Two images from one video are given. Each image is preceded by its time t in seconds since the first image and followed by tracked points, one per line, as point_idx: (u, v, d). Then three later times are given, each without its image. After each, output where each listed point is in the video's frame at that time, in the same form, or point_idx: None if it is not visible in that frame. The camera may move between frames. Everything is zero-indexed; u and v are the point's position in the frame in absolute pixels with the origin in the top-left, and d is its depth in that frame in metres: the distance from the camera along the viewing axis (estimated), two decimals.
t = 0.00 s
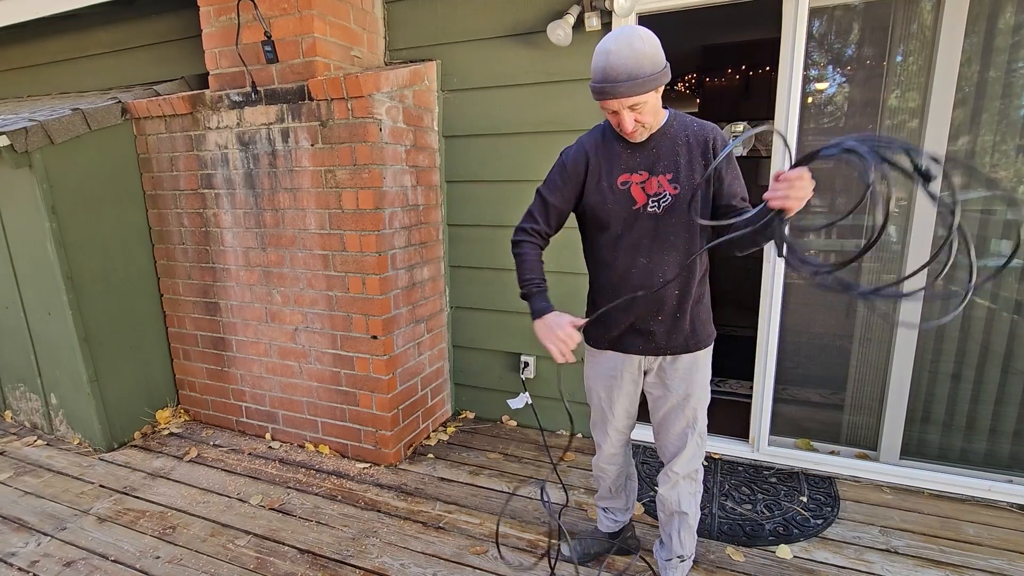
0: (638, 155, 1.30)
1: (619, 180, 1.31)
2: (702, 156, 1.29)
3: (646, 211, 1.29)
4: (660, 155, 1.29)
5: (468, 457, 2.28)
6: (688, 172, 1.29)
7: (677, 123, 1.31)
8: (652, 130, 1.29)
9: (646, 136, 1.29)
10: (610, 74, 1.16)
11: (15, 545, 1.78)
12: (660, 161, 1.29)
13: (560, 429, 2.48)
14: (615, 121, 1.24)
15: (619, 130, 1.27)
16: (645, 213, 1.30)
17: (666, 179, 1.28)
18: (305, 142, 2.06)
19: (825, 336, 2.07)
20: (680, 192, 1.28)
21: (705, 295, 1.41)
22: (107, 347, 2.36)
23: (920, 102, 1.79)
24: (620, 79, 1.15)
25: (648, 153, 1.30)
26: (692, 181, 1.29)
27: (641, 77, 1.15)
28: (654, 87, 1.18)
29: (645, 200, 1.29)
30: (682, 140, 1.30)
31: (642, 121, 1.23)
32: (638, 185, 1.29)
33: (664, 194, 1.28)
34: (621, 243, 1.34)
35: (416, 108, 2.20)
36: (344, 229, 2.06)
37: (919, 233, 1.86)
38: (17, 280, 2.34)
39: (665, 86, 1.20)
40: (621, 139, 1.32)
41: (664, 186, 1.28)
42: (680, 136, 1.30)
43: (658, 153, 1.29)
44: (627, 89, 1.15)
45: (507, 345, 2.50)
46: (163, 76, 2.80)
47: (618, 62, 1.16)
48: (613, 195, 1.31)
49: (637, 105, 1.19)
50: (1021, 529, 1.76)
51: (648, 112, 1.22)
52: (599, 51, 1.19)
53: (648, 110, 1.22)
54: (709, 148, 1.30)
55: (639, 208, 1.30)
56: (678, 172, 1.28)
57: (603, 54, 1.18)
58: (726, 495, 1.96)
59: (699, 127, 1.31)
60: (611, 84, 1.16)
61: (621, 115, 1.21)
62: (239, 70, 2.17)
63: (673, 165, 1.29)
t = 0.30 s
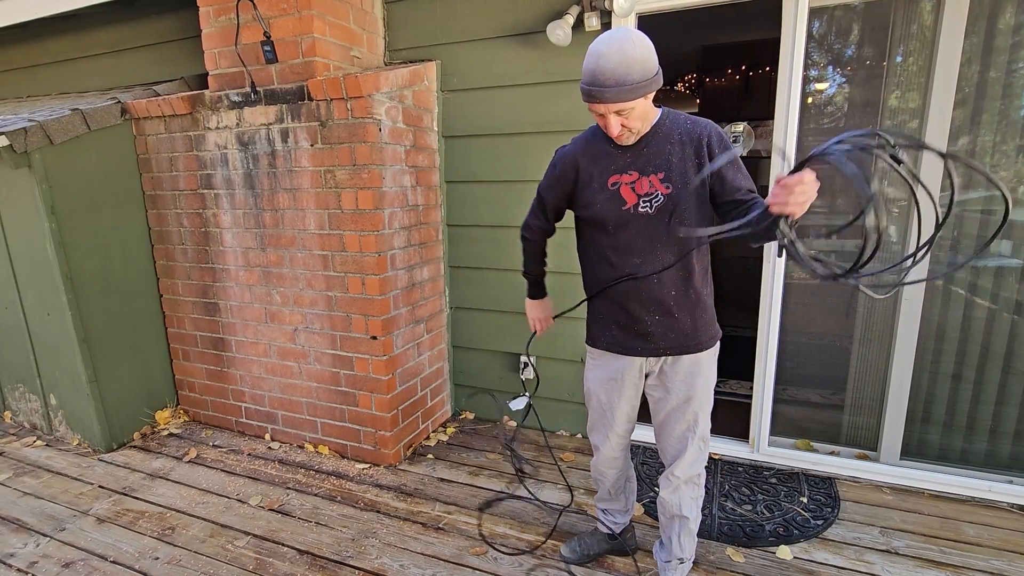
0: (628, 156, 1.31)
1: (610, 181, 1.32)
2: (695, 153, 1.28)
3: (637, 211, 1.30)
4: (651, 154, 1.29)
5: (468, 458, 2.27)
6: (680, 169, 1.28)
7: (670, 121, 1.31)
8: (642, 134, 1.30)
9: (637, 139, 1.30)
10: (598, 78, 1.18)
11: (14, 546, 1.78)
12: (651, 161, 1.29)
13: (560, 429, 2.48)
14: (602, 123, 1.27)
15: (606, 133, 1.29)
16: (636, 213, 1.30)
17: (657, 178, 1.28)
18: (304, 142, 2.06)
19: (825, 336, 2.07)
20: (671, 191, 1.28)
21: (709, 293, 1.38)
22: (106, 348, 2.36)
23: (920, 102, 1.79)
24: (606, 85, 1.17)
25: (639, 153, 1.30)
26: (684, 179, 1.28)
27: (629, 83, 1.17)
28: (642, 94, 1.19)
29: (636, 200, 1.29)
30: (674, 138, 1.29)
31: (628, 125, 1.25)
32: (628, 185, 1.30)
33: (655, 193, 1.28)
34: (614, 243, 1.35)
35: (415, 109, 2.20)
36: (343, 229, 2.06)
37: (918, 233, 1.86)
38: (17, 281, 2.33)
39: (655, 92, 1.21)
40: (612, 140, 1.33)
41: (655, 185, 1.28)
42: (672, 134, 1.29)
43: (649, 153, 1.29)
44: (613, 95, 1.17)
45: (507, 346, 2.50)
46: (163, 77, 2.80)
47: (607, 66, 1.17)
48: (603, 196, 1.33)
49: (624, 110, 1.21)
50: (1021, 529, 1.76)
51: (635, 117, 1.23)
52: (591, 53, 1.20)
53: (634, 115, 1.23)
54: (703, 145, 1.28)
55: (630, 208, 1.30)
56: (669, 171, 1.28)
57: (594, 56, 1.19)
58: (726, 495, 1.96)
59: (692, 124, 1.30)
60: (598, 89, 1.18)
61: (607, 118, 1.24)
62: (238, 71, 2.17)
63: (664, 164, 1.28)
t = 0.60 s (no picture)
0: (628, 156, 1.32)
1: (608, 181, 1.33)
2: (694, 155, 1.26)
3: (631, 212, 1.30)
4: (649, 155, 1.29)
5: (468, 459, 2.27)
6: (677, 171, 1.27)
7: (672, 123, 1.30)
8: (645, 127, 1.29)
9: (639, 132, 1.29)
10: (606, 55, 1.17)
11: (14, 546, 1.78)
12: (648, 162, 1.29)
13: (559, 430, 2.47)
14: (607, 109, 1.25)
15: (611, 121, 1.27)
16: (630, 214, 1.31)
17: (652, 180, 1.28)
18: (304, 143, 2.06)
19: (825, 336, 2.07)
20: (666, 194, 1.27)
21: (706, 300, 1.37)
22: (106, 348, 2.36)
23: (921, 103, 1.79)
24: (614, 61, 1.16)
25: (638, 153, 1.30)
26: (679, 182, 1.27)
27: (636, 61, 1.16)
28: (649, 75, 1.19)
29: (631, 201, 1.30)
30: (674, 140, 1.28)
31: (634, 110, 1.23)
32: (624, 186, 1.31)
33: (649, 195, 1.28)
34: (610, 243, 1.36)
35: (415, 110, 2.20)
36: (343, 230, 2.06)
37: (919, 234, 1.86)
38: (17, 282, 2.34)
39: (660, 79, 1.21)
40: (616, 140, 1.34)
41: (650, 187, 1.28)
42: (673, 136, 1.28)
43: (648, 154, 1.29)
44: (620, 71, 1.16)
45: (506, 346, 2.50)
46: (163, 78, 2.80)
47: (614, 44, 1.17)
48: (600, 196, 1.35)
49: (630, 91, 1.20)
50: (1021, 530, 1.76)
51: (640, 102, 1.23)
52: (597, 36, 1.21)
53: (640, 99, 1.22)
54: (702, 148, 1.26)
55: (625, 209, 1.31)
56: (666, 173, 1.27)
57: (601, 39, 1.19)
58: (726, 496, 1.96)
59: (695, 126, 1.29)
60: (606, 65, 1.17)
61: (614, 101, 1.22)
62: (238, 72, 2.18)
63: (661, 166, 1.28)
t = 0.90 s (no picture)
0: (632, 153, 1.32)
1: (612, 175, 1.34)
2: (697, 163, 1.26)
3: (630, 209, 1.32)
4: (654, 156, 1.29)
5: (468, 459, 2.28)
6: (679, 177, 1.27)
7: (682, 126, 1.30)
8: (658, 120, 1.29)
9: (653, 122, 1.29)
10: (631, 33, 1.19)
11: (15, 546, 1.78)
12: (652, 162, 1.29)
13: (560, 431, 2.48)
14: (626, 91, 1.25)
15: (627, 105, 1.26)
16: (628, 211, 1.32)
17: (654, 181, 1.29)
18: (305, 144, 2.06)
19: (825, 337, 2.07)
20: (664, 197, 1.28)
21: (705, 306, 1.36)
22: (107, 349, 2.36)
23: (921, 104, 1.79)
24: (638, 38, 1.19)
25: (642, 152, 1.31)
26: (680, 186, 1.27)
27: (659, 41, 1.19)
28: (670, 60, 1.22)
29: (630, 198, 1.31)
30: (680, 143, 1.28)
31: (652, 95, 1.24)
32: (626, 182, 1.32)
33: (649, 196, 1.29)
34: (605, 237, 1.38)
35: (416, 111, 2.21)
36: (344, 231, 2.06)
37: (918, 235, 1.86)
38: (19, 282, 2.34)
39: (678, 69, 1.25)
40: (624, 135, 1.35)
41: (651, 187, 1.29)
42: (681, 139, 1.28)
43: (652, 154, 1.30)
44: (646, 46, 1.18)
45: (507, 347, 2.50)
46: (164, 79, 2.81)
47: (639, 25, 1.20)
48: (602, 190, 1.36)
49: (651, 71, 1.21)
50: (1021, 531, 1.76)
51: (659, 86, 1.24)
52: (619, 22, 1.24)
53: (659, 84, 1.23)
54: (707, 156, 1.26)
55: (625, 206, 1.33)
56: (668, 176, 1.28)
57: (624, 23, 1.23)
58: (726, 497, 1.96)
59: (704, 134, 1.28)
60: (631, 41, 1.19)
61: (634, 81, 1.23)
62: (239, 73, 2.18)
63: (664, 169, 1.28)
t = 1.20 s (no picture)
0: (634, 157, 1.33)
1: (613, 176, 1.36)
2: (694, 173, 1.26)
3: (625, 213, 1.33)
4: (654, 162, 1.30)
5: (468, 460, 2.28)
6: (675, 186, 1.27)
7: (685, 133, 1.29)
8: (666, 119, 1.29)
9: (663, 119, 1.28)
10: (640, 29, 1.20)
11: (16, 547, 1.79)
12: (652, 168, 1.30)
13: (560, 432, 2.48)
14: (634, 87, 1.24)
15: (636, 103, 1.26)
16: (623, 214, 1.34)
17: (651, 187, 1.29)
18: (306, 146, 2.07)
19: (826, 339, 2.07)
20: (658, 205, 1.29)
21: (697, 309, 1.35)
22: (109, 350, 2.37)
23: (921, 105, 1.80)
24: (647, 33, 1.19)
25: (643, 156, 1.32)
26: (675, 194, 1.27)
27: (668, 36, 1.20)
28: (679, 56, 1.23)
29: (626, 202, 1.32)
30: (679, 151, 1.28)
31: (661, 91, 1.24)
32: (625, 185, 1.33)
33: (644, 202, 1.30)
34: (603, 237, 1.40)
35: (416, 113, 2.21)
36: (345, 232, 2.07)
37: (918, 236, 1.86)
38: (21, 283, 2.35)
39: (685, 66, 1.26)
40: (629, 136, 1.36)
41: (647, 193, 1.30)
42: (681, 147, 1.28)
43: (652, 159, 1.30)
44: (656, 40, 1.19)
45: (507, 348, 2.50)
46: (165, 80, 2.82)
47: (647, 22, 1.21)
48: (603, 191, 1.38)
49: (661, 66, 1.22)
50: (1021, 533, 1.76)
51: (668, 82, 1.24)
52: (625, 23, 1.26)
53: (668, 81, 1.23)
54: (704, 165, 1.25)
55: (621, 209, 1.34)
56: (664, 183, 1.28)
57: (631, 22, 1.24)
58: (726, 498, 1.96)
59: (705, 142, 1.27)
60: (640, 37, 1.20)
61: (643, 76, 1.22)
62: (241, 75, 2.19)
63: (662, 176, 1.28)
